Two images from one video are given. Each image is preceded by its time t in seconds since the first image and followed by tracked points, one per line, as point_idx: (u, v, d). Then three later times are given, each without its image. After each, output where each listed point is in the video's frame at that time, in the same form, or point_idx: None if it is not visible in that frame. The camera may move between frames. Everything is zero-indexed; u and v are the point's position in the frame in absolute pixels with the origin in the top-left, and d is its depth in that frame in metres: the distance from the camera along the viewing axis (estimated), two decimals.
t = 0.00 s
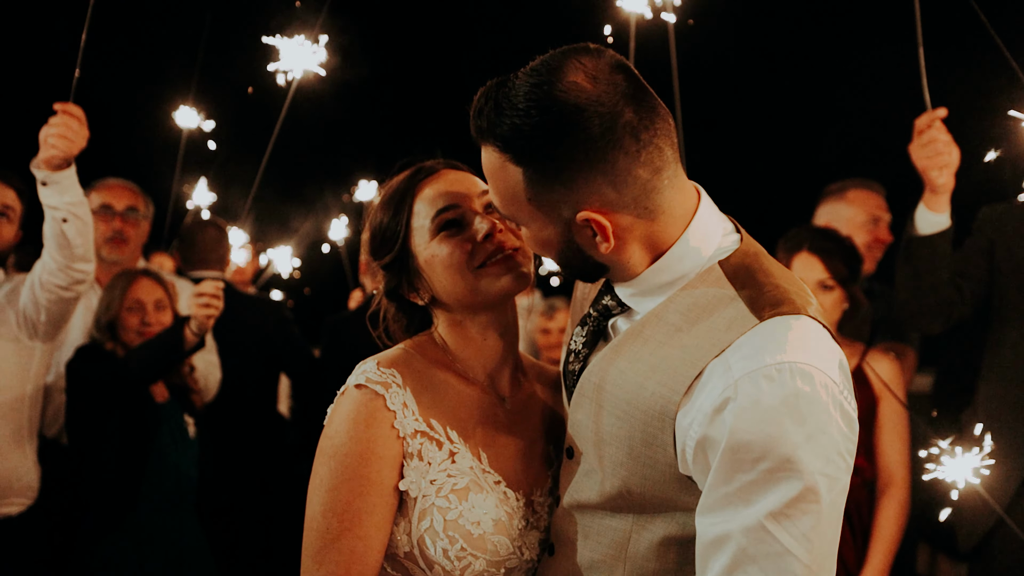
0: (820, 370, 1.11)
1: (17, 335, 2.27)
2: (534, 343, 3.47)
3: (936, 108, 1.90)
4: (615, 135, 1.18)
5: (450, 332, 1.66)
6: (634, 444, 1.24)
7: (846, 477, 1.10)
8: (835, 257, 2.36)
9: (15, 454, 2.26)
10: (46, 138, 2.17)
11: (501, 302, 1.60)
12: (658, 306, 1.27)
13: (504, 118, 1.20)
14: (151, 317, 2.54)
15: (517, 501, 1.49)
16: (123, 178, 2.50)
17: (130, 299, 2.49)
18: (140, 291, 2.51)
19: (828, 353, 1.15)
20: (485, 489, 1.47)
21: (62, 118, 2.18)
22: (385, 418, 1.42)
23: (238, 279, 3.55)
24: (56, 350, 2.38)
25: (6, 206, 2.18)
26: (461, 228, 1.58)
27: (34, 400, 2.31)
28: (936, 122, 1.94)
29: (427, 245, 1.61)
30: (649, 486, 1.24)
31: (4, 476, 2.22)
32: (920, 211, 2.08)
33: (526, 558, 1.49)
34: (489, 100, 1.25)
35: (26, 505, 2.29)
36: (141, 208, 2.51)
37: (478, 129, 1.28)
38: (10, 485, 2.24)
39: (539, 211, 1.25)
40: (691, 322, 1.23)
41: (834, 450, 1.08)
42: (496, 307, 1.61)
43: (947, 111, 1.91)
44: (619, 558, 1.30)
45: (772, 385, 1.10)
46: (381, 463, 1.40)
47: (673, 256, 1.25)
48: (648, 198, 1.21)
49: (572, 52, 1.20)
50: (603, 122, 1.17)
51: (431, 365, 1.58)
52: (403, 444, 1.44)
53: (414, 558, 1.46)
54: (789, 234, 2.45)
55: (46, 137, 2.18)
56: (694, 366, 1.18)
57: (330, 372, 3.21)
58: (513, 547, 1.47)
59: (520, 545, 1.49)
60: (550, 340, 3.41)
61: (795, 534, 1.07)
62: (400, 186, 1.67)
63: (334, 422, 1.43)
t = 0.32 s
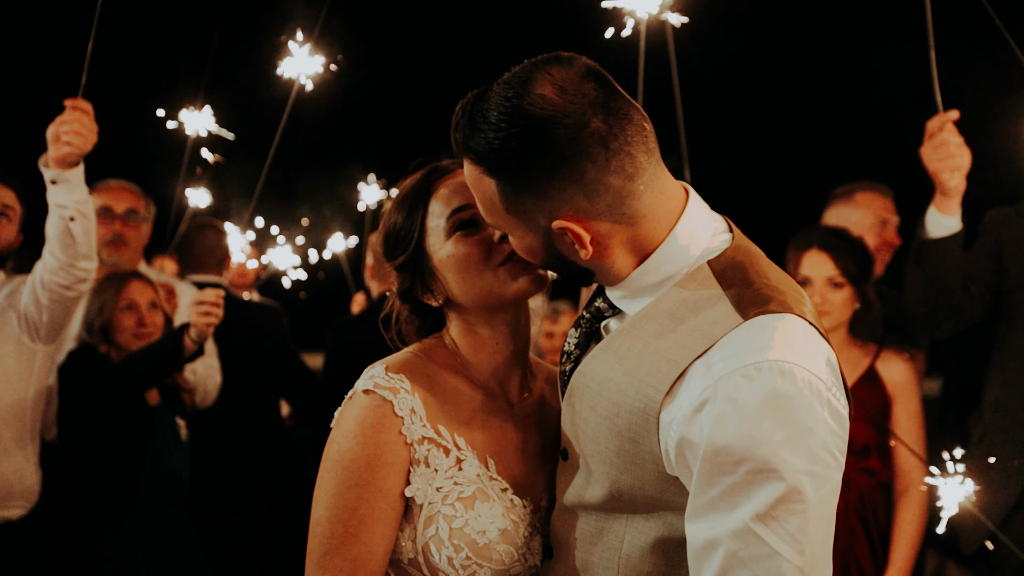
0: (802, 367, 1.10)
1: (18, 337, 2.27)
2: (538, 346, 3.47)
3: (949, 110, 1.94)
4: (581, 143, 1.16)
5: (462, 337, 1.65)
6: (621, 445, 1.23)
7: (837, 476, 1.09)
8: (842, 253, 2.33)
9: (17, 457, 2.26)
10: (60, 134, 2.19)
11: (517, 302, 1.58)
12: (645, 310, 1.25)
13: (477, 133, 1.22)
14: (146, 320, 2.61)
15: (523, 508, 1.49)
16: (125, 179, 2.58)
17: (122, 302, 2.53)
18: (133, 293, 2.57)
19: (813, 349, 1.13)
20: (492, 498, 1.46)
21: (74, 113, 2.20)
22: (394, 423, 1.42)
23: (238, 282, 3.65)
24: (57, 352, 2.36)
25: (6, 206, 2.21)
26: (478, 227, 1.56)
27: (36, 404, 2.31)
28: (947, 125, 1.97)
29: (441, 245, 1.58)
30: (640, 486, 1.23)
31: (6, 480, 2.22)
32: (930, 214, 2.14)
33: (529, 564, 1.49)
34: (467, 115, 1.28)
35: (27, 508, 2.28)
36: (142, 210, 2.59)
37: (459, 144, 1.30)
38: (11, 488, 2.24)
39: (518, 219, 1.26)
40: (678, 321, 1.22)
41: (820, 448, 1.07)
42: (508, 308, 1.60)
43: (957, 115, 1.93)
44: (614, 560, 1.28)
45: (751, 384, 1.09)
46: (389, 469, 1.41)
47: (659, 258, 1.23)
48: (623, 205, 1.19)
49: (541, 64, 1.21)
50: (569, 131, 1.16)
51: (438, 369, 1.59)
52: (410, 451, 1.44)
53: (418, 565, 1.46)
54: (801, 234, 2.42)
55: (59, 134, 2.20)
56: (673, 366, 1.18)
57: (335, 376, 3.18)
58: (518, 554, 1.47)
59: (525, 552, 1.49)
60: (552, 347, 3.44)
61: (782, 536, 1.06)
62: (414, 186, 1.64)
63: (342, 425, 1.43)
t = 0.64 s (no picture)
0: (790, 355, 1.12)
1: (23, 338, 2.32)
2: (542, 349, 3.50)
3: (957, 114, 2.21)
4: (565, 141, 1.21)
5: (477, 333, 1.71)
6: (618, 437, 1.28)
7: (832, 462, 1.10)
8: (855, 256, 2.43)
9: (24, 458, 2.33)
10: (72, 141, 2.30)
11: (529, 298, 1.64)
12: (635, 306, 1.30)
13: (464, 143, 1.28)
14: (144, 323, 2.65)
15: (537, 509, 1.55)
16: (131, 180, 2.58)
17: (122, 304, 2.56)
18: (132, 297, 2.60)
19: (802, 338, 1.16)
20: (507, 500, 1.51)
21: (85, 121, 2.32)
22: (409, 424, 1.46)
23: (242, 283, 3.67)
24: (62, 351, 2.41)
25: (6, 207, 2.23)
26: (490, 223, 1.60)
27: (41, 402, 2.36)
28: (958, 127, 2.22)
29: (455, 241, 1.63)
30: (637, 479, 1.28)
31: (13, 481, 2.28)
32: (940, 217, 2.29)
33: (538, 564, 1.55)
34: (451, 129, 1.34)
35: (32, 510, 2.34)
36: (146, 212, 2.62)
37: (447, 155, 1.36)
38: (18, 490, 2.29)
39: (514, 224, 1.31)
40: (669, 315, 1.27)
41: (809, 432, 1.08)
42: (521, 304, 1.66)
43: (967, 117, 2.19)
44: (614, 560, 1.34)
45: (738, 372, 1.12)
46: (405, 469, 1.45)
47: (654, 253, 1.29)
48: (612, 199, 1.24)
49: (521, 70, 1.26)
50: (552, 131, 1.21)
51: (456, 368, 1.65)
52: (426, 451, 1.48)
53: (431, 565, 1.50)
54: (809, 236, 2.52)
55: (73, 141, 2.29)
56: (665, 359, 1.22)
57: (341, 384, 3.20)
58: (531, 556, 1.52)
59: (536, 552, 1.54)
60: (559, 348, 3.05)
61: (777, 522, 1.06)
62: (428, 184, 1.68)
63: (356, 426, 1.47)
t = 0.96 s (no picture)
0: (790, 346, 1.13)
1: (29, 338, 2.34)
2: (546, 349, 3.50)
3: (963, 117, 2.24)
4: (565, 138, 1.22)
5: (482, 331, 1.72)
6: (621, 432, 1.29)
7: (834, 453, 1.11)
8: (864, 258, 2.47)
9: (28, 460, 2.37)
10: (76, 139, 2.37)
11: (532, 296, 1.65)
12: (636, 302, 1.32)
13: (464, 141, 1.29)
14: (145, 329, 2.70)
15: (544, 507, 1.56)
16: (137, 182, 2.62)
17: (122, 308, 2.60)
18: (138, 304, 2.66)
19: (802, 330, 1.17)
20: (515, 497, 1.53)
21: (89, 118, 2.40)
22: (419, 419, 1.47)
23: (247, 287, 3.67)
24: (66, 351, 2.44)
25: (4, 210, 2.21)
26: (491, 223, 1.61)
27: (46, 403, 2.40)
28: (961, 132, 2.24)
29: (457, 240, 1.64)
30: (638, 474, 1.29)
31: (17, 482, 2.33)
32: (943, 221, 2.30)
33: (544, 564, 1.56)
34: (451, 128, 1.35)
35: (36, 510, 2.38)
36: (151, 213, 2.68)
37: (447, 154, 1.37)
38: (24, 490, 2.34)
39: (514, 222, 1.32)
40: (670, 311, 1.28)
41: (811, 423, 1.09)
42: (525, 302, 1.67)
43: (971, 121, 2.22)
44: (618, 556, 1.34)
45: (739, 364, 1.13)
46: (415, 465, 1.46)
47: (653, 249, 1.30)
48: (612, 196, 1.26)
49: (521, 68, 1.27)
50: (552, 129, 1.22)
51: (464, 364, 1.65)
52: (434, 447, 1.49)
53: (438, 562, 1.51)
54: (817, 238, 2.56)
55: (77, 139, 2.38)
56: (666, 353, 1.23)
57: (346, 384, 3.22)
58: (538, 554, 1.53)
59: (542, 551, 1.55)
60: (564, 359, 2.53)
61: (782, 512, 1.07)
62: (430, 186, 1.70)
63: (365, 421, 1.47)
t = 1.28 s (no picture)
0: (794, 337, 1.13)
1: (30, 337, 2.35)
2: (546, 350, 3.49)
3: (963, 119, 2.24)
4: (567, 132, 1.22)
5: (482, 330, 1.72)
6: (624, 426, 1.28)
7: (838, 444, 1.10)
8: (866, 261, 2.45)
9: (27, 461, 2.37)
10: (79, 137, 2.40)
11: (532, 293, 1.65)
12: (637, 298, 1.32)
13: (465, 136, 1.28)
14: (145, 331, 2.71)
15: (544, 505, 1.55)
16: (139, 184, 2.65)
17: (124, 310, 2.61)
18: (140, 310, 2.67)
19: (805, 321, 1.17)
20: (516, 494, 1.52)
21: (93, 116, 2.44)
22: (419, 415, 1.47)
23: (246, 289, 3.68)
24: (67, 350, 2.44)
25: None
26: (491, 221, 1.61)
27: (48, 405, 2.40)
28: (961, 135, 2.23)
29: (456, 239, 1.64)
30: (641, 469, 1.28)
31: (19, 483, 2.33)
32: (943, 224, 2.31)
33: (545, 562, 1.55)
34: (452, 124, 1.35)
35: (39, 509, 2.39)
36: (153, 215, 2.70)
37: (447, 151, 1.37)
38: (23, 491, 2.34)
39: (515, 217, 1.32)
40: (672, 305, 1.28)
41: (815, 414, 1.09)
42: (525, 300, 1.66)
43: (970, 125, 2.19)
44: (621, 553, 1.33)
45: (744, 355, 1.12)
46: (415, 461, 1.45)
47: (654, 244, 1.29)
48: (613, 189, 1.25)
49: (522, 63, 1.27)
50: (554, 122, 1.22)
51: (465, 362, 1.65)
52: (435, 444, 1.48)
53: (438, 559, 1.50)
54: (817, 243, 2.51)
55: (81, 136, 2.40)
56: (669, 347, 1.23)
57: (347, 384, 3.22)
58: (539, 552, 1.52)
59: (543, 549, 1.55)
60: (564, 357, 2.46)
61: (786, 503, 1.07)
62: (430, 185, 1.70)
63: (364, 418, 1.47)
